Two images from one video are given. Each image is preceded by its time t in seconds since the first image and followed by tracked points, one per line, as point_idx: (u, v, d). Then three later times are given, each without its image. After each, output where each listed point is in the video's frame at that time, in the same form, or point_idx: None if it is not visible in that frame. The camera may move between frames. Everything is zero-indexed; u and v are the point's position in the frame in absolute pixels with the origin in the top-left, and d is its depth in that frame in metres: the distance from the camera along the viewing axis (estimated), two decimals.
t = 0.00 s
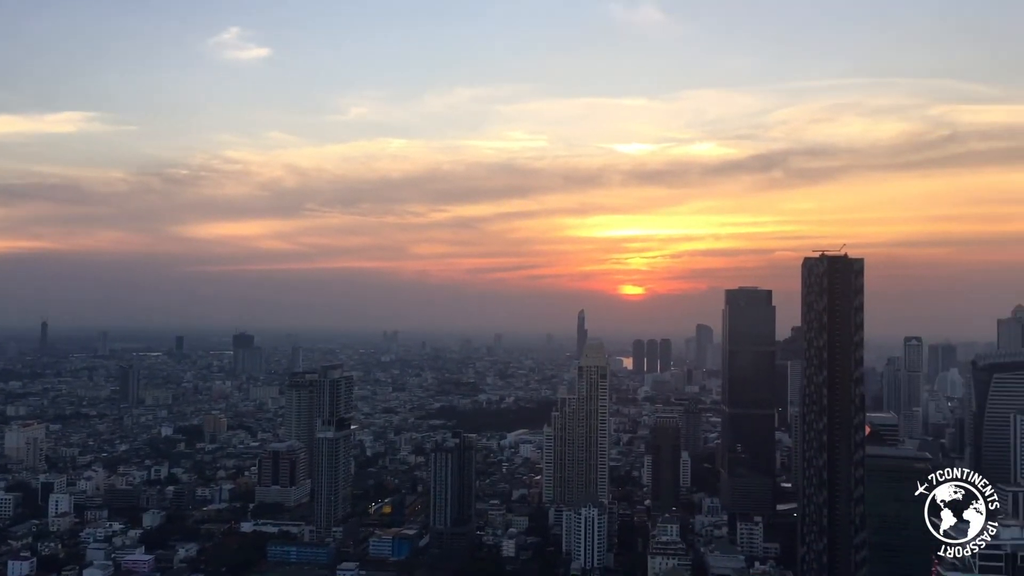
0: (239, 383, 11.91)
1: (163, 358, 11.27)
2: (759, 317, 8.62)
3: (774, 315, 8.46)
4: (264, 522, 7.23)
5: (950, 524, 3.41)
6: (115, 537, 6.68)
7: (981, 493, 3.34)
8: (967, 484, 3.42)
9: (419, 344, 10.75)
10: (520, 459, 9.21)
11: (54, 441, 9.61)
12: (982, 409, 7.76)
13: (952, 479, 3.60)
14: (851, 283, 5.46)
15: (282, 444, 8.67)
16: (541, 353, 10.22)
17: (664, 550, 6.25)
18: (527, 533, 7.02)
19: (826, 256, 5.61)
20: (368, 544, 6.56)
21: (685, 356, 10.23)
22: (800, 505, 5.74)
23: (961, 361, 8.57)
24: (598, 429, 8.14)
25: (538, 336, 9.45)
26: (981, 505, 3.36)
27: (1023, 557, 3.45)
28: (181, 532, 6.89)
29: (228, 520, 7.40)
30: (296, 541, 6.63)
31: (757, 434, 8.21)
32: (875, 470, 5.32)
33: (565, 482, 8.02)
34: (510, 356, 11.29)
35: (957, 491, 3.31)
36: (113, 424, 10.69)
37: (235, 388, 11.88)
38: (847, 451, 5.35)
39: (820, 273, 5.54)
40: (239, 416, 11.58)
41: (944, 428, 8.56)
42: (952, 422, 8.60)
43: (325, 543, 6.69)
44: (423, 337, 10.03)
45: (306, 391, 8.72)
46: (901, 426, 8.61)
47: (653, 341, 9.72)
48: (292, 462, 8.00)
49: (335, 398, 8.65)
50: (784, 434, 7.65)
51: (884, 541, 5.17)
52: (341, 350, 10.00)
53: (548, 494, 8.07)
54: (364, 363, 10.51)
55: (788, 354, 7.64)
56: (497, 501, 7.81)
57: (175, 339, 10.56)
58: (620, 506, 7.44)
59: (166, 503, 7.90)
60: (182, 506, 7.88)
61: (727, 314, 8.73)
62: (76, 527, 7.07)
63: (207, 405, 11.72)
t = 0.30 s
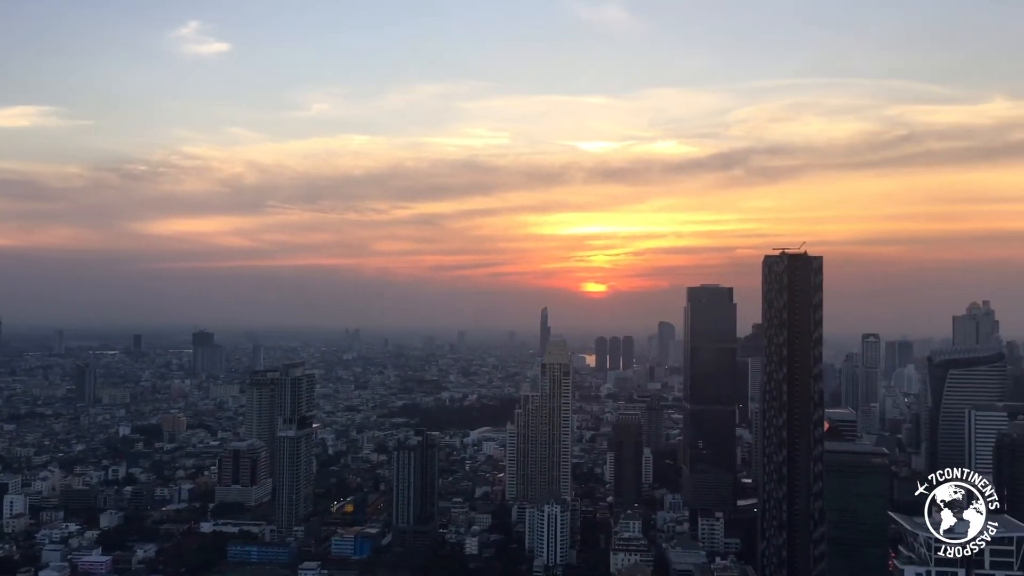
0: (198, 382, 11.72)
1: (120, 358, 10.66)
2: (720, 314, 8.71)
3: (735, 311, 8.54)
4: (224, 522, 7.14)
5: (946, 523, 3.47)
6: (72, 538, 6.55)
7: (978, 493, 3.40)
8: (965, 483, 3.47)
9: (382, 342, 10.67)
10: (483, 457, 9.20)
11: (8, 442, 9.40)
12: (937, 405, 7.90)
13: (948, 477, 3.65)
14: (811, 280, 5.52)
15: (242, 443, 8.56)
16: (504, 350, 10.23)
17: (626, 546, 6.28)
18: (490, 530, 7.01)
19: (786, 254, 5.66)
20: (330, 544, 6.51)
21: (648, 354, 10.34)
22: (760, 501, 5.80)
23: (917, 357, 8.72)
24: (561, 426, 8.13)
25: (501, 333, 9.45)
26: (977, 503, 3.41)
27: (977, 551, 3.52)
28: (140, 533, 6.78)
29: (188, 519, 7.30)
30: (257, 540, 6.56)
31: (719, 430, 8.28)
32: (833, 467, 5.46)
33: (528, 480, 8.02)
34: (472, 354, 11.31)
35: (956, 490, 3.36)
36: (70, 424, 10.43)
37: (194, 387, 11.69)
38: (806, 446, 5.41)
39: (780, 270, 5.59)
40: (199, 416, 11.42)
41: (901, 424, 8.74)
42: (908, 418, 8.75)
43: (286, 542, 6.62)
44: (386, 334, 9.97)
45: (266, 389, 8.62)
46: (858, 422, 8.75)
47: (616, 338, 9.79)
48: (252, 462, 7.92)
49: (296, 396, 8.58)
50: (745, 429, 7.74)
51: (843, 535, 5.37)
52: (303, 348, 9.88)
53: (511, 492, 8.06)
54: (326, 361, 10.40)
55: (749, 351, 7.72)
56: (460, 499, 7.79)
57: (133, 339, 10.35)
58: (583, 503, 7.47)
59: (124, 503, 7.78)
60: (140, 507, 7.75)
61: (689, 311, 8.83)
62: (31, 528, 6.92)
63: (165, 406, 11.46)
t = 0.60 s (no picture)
0: (159, 380, 11.54)
1: (79, 355, 10.40)
2: (684, 311, 8.79)
3: (699, 308, 8.63)
4: (186, 521, 7.05)
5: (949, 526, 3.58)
6: (29, 538, 6.42)
7: (978, 500, 3.52)
8: (965, 486, 3.58)
9: (347, 339, 10.58)
10: (448, 454, 9.19)
11: None
12: (896, 400, 8.04)
13: (951, 478, 3.73)
14: (773, 277, 5.58)
15: (204, 441, 8.46)
16: (469, 346, 10.28)
17: (591, 542, 6.30)
18: (455, 528, 7.00)
19: (749, 250, 5.71)
20: (294, 543, 6.44)
21: (613, 350, 10.42)
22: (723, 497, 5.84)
23: (877, 353, 8.86)
24: (526, 423, 8.14)
25: (466, 330, 9.44)
26: (977, 505, 3.54)
27: (935, 543, 3.56)
28: (100, 533, 6.67)
29: (148, 519, 7.20)
30: (219, 540, 6.48)
31: (683, 425, 8.34)
32: (795, 462, 5.45)
33: (493, 476, 8.02)
34: (437, 351, 11.54)
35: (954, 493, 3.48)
36: (25, 422, 9.92)
37: (155, 385, 11.51)
38: (768, 441, 5.46)
39: (743, 267, 5.64)
40: (160, 415, 11.21)
41: (862, 419, 8.90)
42: (868, 413, 8.89)
43: (249, 541, 6.56)
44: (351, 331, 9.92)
45: (229, 386, 8.54)
46: (820, 417, 8.88)
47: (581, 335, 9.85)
48: (215, 460, 7.84)
49: (259, 393, 8.53)
50: (710, 426, 7.83)
51: (804, 530, 5.34)
52: (266, 346, 9.78)
53: (476, 488, 8.06)
54: (290, 358, 10.30)
55: (712, 348, 7.79)
56: (425, 496, 7.77)
57: (92, 335, 10.16)
58: (548, 499, 7.48)
59: (84, 503, 7.63)
60: (100, 506, 7.62)
61: (653, 308, 8.90)
62: None
63: (126, 404, 11.25)
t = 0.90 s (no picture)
0: (121, 378, 11.31)
1: (40, 351, 9.90)
2: (651, 307, 8.83)
3: (665, 304, 8.69)
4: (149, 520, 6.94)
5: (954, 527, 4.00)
6: None
7: (969, 501, 4.02)
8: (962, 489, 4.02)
9: (313, 335, 10.45)
10: (415, 450, 9.15)
11: None
12: (859, 395, 8.13)
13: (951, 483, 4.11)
14: (738, 273, 5.62)
15: (167, 438, 8.34)
16: (438, 345, 10.36)
17: (557, 537, 6.31)
18: (422, 524, 6.98)
19: (714, 246, 5.74)
20: (259, 541, 6.38)
21: (580, 346, 10.46)
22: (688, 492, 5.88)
23: (840, 348, 8.97)
24: (494, 419, 8.13)
25: (433, 326, 9.39)
26: (975, 509, 4.02)
27: (896, 536, 3.62)
28: (62, 533, 6.54)
29: (111, 518, 7.10)
30: (183, 538, 6.39)
31: (649, 420, 8.37)
32: (760, 457, 5.55)
33: (460, 473, 8.00)
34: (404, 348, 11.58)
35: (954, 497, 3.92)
36: None
37: (116, 382, 11.30)
38: (733, 436, 5.50)
39: (709, 263, 5.66)
40: (121, 411, 11.16)
41: (825, 414, 9.02)
42: (831, 407, 9.01)
43: (213, 539, 6.47)
44: (317, 327, 9.82)
45: (193, 383, 8.44)
46: (784, 411, 8.97)
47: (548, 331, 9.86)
48: (178, 459, 7.74)
49: (224, 390, 8.45)
50: (676, 421, 7.91)
51: (768, 523, 5.49)
52: (231, 342, 9.65)
53: (443, 485, 8.04)
54: (255, 355, 10.17)
55: (679, 343, 7.84)
56: (391, 492, 7.74)
57: (53, 333, 9.65)
58: (516, 495, 7.49)
59: (44, 502, 7.45)
60: (61, 506, 7.46)
61: (620, 304, 8.94)
62: None
63: (86, 402, 11.00)
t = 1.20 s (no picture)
0: (88, 376, 11.15)
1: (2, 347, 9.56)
2: (623, 304, 8.85)
3: (636, 301, 8.72)
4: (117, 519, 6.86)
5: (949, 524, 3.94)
6: None
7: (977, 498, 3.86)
8: (965, 487, 3.90)
9: (284, 332, 10.35)
10: (387, 448, 9.13)
11: None
12: (828, 391, 8.19)
13: (950, 480, 4.00)
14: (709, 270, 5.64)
15: (135, 437, 8.24)
16: (409, 342, 10.33)
17: (529, 534, 6.31)
18: (394, 521, 6.95)
19: (685, 243, 5.75)
20: (228, 539, 6.32)
21: (551, 343, 10.49)
22: (660, 489, 5.90)
23: (809, 344, 9.05)
24: (465, 416, 8.12)
25: (405, 323, 9.35)
26: (978, 506, 3.90)
27: (863, 530, 3.66)
28: (28, 532, 6.44)
29: (78, 517, 7.00)
30: (152, 538, 6.32)
31: (620, 417, 8.41)
32: (731, 452, 5.64)
33: (432, 470, 7.97)
34: (376, 345, 11.32)
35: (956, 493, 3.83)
36: None
37: (84, 380, 11.16)
38: (704, 432, 5.53)
39: (680, 260, 5.68)
40: (89, 409, 11.07)
41: (794, 410, 9.13)
42: (800, 403, 9.12)
43: (182, 538, 6.40)
44: (287, 324, 9.76)
45: (161, 380, 8.35)
46: (754, 407, 9.05)
47: (520, 328, 9.86)
48: (147, 457, 7.66)
49: (193, 388, 8.38)
50: (647, 417, 7.95)
51: (738, 518, 5.53)
52: (200, 340, 9.54)
53: (415, 482, 8.01)
54: (225, 353, 10.07)
55: (650, 339, 7.87)
56: (363, 490, 7.71)
57: (18, 330, 9.31)
58: (487, 492, 7.48)
59: (9, 500, 7.26)
60: (27, 504, 7.28)
61: (591, 301, 8.96)
62: None
63: (53, 400, 10.83)
